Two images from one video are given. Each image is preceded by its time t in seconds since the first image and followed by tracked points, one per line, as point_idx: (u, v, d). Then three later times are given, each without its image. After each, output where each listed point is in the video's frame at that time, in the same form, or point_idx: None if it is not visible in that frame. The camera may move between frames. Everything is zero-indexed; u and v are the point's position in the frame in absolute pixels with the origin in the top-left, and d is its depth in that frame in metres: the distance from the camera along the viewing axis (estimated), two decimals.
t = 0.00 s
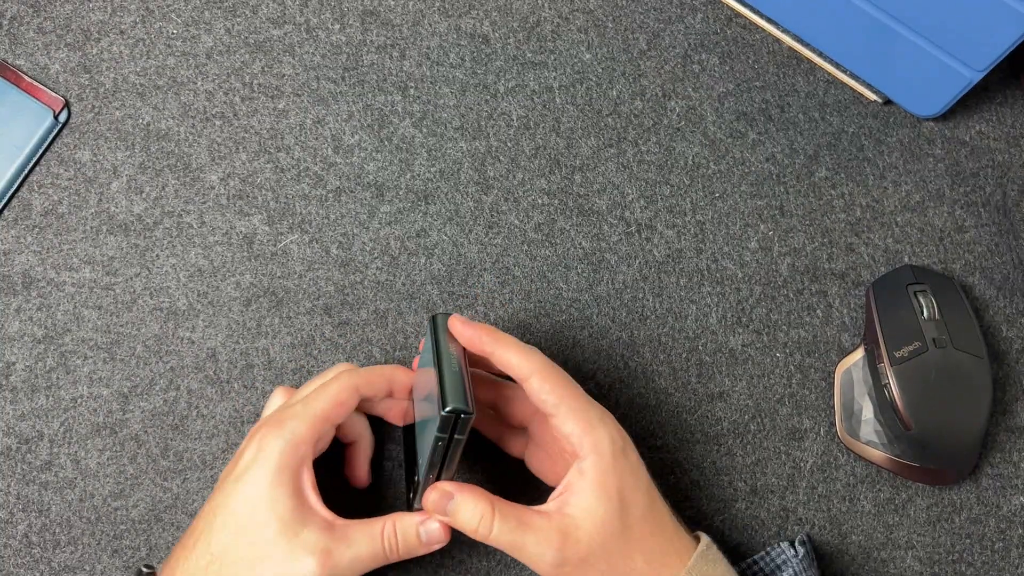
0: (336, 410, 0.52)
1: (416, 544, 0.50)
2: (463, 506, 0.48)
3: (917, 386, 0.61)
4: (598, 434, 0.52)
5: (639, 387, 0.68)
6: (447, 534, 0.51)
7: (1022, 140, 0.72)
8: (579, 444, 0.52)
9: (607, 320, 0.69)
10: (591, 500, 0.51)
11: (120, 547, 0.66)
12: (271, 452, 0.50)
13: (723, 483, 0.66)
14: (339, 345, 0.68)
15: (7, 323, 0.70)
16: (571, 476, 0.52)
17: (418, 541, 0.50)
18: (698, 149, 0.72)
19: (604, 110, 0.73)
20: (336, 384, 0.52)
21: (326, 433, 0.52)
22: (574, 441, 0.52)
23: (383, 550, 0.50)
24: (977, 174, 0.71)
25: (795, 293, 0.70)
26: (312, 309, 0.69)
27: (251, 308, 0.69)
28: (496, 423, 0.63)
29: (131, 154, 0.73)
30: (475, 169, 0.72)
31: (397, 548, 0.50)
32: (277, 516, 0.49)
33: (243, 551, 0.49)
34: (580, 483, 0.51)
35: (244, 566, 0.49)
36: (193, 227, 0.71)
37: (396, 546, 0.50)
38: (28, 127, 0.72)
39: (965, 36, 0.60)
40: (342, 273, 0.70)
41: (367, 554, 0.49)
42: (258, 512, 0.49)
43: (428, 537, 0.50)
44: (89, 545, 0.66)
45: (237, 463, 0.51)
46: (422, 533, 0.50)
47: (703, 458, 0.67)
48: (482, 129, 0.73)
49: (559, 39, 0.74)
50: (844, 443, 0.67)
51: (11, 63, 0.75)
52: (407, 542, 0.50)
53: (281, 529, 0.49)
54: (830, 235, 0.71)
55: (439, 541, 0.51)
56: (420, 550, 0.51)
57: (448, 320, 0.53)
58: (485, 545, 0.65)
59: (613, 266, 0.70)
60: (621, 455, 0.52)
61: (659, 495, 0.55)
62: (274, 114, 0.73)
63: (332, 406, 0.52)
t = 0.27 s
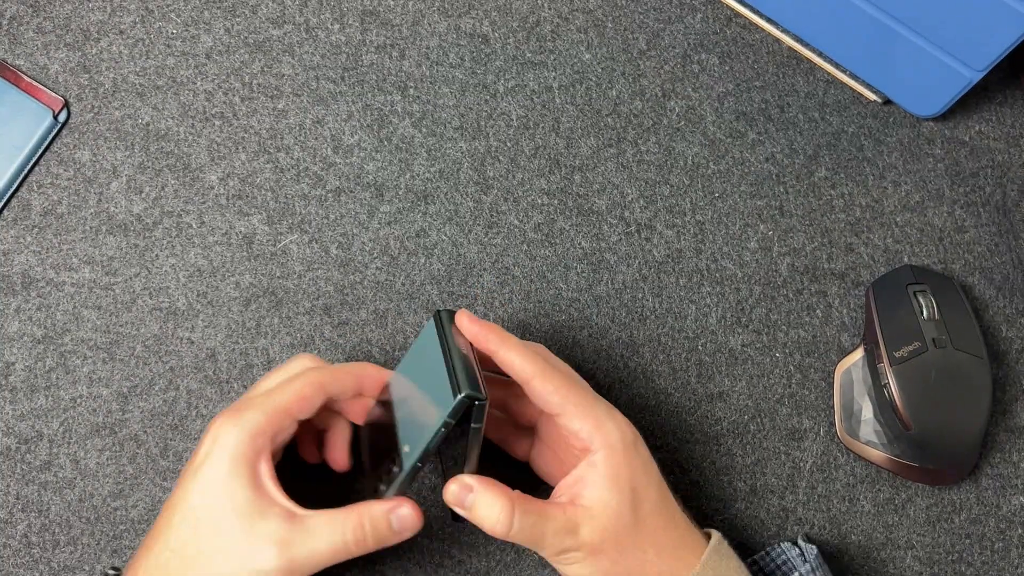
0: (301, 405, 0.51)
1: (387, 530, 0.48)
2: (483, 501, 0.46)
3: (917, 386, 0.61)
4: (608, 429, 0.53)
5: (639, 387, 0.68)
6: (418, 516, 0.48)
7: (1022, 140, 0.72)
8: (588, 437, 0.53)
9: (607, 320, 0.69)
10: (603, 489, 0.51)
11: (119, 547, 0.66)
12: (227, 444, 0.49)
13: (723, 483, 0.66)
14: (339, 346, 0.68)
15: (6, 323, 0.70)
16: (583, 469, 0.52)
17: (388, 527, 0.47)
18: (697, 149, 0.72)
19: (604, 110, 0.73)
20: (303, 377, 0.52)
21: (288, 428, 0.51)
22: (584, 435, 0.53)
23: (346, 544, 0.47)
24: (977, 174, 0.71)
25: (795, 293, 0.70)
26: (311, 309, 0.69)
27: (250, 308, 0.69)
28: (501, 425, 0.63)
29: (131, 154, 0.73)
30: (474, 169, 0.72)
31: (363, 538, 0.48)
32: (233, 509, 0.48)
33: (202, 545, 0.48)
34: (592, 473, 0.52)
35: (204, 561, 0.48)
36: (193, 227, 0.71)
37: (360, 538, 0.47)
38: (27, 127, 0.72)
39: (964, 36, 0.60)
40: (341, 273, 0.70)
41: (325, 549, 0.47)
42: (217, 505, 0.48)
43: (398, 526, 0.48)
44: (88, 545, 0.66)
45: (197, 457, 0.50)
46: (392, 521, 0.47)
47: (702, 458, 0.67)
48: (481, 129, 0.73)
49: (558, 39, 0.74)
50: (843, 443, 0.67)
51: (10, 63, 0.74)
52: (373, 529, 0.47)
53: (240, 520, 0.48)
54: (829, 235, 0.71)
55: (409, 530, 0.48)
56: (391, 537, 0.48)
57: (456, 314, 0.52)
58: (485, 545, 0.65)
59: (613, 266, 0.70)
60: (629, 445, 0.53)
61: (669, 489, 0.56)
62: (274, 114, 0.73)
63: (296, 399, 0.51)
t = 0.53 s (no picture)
0: (209, 365, 0.49)
1: (313, 427, 0.40)
2: (488, 504, 0.45)
3: (917, 385, 0.61)
4: (588, 425, 0.54)
5: (638, 387, 0.68)
6: (336, 392, 0.40)
7: (1022, 139, 0.72)
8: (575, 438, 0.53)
9: (606, 319, 0.69)
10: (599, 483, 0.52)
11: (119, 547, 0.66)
12: (139, 413, 0.46)
13: (722, 483, 0.66)
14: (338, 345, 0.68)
15: (6, 323, 0.70)
16: (571, 467, 0.52)
17: (312, 424, 0.40)
18: (697, 149, 0.72)
19: (603, 110, 0.73)
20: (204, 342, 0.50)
21: (204, 394, 0.49)
22: (570, 436, 0.53)
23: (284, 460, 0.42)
24: (976, 173, 0.71)
25: (794, 293, 0.70)
26: (311, 309, 0.69)
27: (250, 308, 0.69)
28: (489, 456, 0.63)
29: (130, 153, 0.73)
30: (474, 169, 0.72)
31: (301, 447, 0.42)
32: (165, 473, 0.44)
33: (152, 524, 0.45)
34: (585, 469, 0.52)
35: (160, 539, 0.45)
36: (192, 227, 0.71)
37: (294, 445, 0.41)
38: (27, 127, 0.72)
39: (964, 36, 0.60)
40: (341, 273, 0.70)
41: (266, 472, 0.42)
42: (145, 480, 0.44)
43: (316, 415, 0.40)
44: (88, 545, 0.66)
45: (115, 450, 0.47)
46: (309, 412, 0.40)
47: (702, 458, 0.67)
48: (481, 129, 0.73)
49: (558, 38, 0.74)
50: (843, 443, 0.67)
51: (9, 63, 0.74)
52: (295, 433, 0.40)
53: (175, 482, 0.44)
54: (829, 234, 0.71)
55: (333, 416, 0.40)
56: (320, 432, 0.41)
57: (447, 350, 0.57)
58: (484, 545, 0.65)
59: (612, 266, 0.70)
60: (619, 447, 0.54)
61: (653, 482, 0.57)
62: (273, 114, 0.73)
63: (206, 361, 0.49)
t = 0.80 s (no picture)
0: (219, 297, 0.48)
1: (346, 342, 0.42)
2: (491, 534, 0.45)
3: (917, 385, 0.61)
4: (562, 439, 0.55)
5: (638, 387, 0.68)
6: (365, 308, 0.42)
7: (1022, 139, 0.71)
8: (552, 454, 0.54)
9: (606, 319, 0.69)
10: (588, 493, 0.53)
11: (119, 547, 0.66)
12: (160, 354, 0.46)
13: (722, 483, 0.66)
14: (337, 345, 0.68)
15: (5, 323, 0.70)
16: (560, 483, 0.53)
17: (343, 339, 0.42)
18: (697, 149, 0.72)
19: (603, 109, 0.73)
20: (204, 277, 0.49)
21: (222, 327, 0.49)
22: (547, 454, 0.54)
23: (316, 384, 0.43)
24: (976, 173, 0.71)
25: (795, 293, 0.70)
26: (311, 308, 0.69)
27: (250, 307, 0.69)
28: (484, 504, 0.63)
29: (130, 153, 0.73)
30: (474, 169, 0.72)
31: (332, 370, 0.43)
32: (195, 414, 0.44)
33: (186, 467, 0.45)
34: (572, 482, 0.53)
35: (196, 477, 0.45)
36: (192, 227, 0.71)
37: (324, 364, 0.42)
38: (27, 128, 0.72)
39: (964, 36, 0.60)
40: (341, 273, 0.70)
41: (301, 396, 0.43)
42: (173, 423, 0.45)
43: (347, 329, 0.42)
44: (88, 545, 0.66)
45: (134, 401, 0.47)
46: (341, 329, 0.42)
47: (702, 458, 0.67)
48: (481, 129, 0.73)
49: (558, 38, 0.74)
50: (843, 443, 0.67)
51: (9, 63, 0.74)
52: (328, 351, 0.42)
53: (206, 420, 0.44)
54: (829, 234, 0.71)
55: (363, 331, 0.42)
56: (354, 347, 0.42)
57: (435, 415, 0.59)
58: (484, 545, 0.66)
59: (612, 266, 0.70)
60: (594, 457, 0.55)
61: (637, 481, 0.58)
62: (273, 114, 0.73)
63: (212, 295, 0.48)
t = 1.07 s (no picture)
0: (294, 292, 0.46)
1: (419, 332, 0.42)
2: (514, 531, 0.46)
3: (918, 385, 0.61)
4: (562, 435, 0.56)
5: (638, 388, 0.68)
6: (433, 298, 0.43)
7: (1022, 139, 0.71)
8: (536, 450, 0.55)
9: (606, 319, 0.69)
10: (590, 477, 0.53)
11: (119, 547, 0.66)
12: (240, 352, 0.43)
13: (722, 483, 0.66)
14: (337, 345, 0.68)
15: (5, 323, 0.70)
16: (570, 476, 0.54)
17: (418, 328, 0.42)
18: (697, 149, 0.72)
19: (603, 110, 0.73)
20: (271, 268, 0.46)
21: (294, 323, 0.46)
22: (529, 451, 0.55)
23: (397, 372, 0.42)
24: (976, 173, 0.71)
25: (795, 293, 0.70)
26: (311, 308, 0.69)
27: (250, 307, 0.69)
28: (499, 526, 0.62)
29: (130, 153, 0.73)
30: (474, 169, 0.72)
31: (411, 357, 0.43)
32: (275, 409, 0.42)
33: (261, 463, 0.43)
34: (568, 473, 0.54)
35: (272, 480, 0.43)
36: (192, 226, 0.71)
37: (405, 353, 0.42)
38: (27, 127, 0.72)
39: (964, 36, 0.59)
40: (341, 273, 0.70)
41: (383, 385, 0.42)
42: (257, 428, 0.43)
43: (420, 318, 0.42)
44: (88, 545, 0.66)
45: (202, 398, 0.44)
46: (413, 319, 0.42)
47: (702, 458, 0.67)
48: (481, 129, 0.73)
49: (558, 38, 0.74)
50: (843, 443, 0.67)
51: (9, 63, 0.74)
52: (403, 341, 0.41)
53: (286, 414, 0.42)
54: (829, 235, 0.71)
55: (430, 320, 0.43)
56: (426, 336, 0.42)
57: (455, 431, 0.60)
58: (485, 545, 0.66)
59: (612, 266, 0.70)
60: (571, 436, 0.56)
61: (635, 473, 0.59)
62: (273, 114, 0.73)
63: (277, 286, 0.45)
